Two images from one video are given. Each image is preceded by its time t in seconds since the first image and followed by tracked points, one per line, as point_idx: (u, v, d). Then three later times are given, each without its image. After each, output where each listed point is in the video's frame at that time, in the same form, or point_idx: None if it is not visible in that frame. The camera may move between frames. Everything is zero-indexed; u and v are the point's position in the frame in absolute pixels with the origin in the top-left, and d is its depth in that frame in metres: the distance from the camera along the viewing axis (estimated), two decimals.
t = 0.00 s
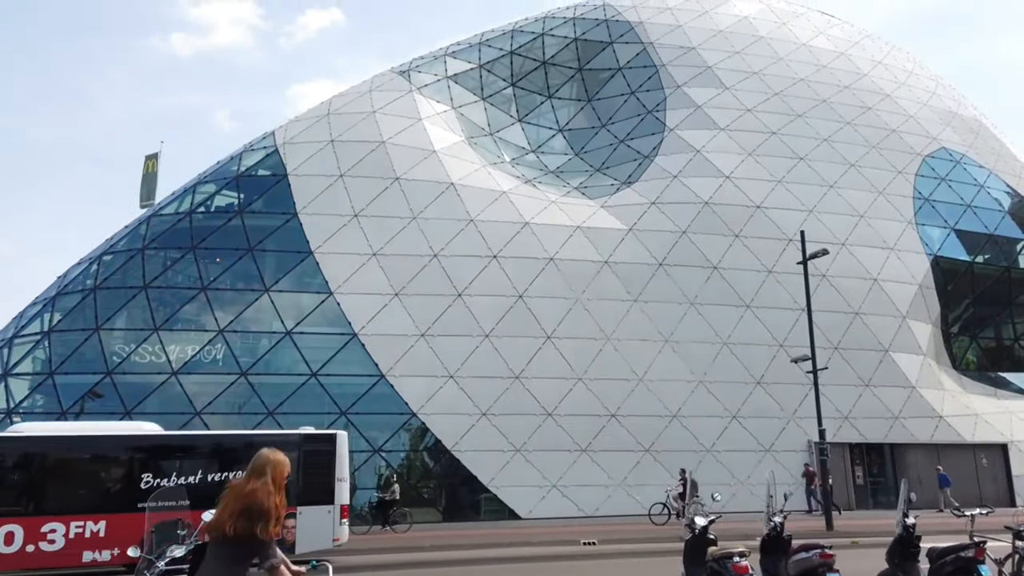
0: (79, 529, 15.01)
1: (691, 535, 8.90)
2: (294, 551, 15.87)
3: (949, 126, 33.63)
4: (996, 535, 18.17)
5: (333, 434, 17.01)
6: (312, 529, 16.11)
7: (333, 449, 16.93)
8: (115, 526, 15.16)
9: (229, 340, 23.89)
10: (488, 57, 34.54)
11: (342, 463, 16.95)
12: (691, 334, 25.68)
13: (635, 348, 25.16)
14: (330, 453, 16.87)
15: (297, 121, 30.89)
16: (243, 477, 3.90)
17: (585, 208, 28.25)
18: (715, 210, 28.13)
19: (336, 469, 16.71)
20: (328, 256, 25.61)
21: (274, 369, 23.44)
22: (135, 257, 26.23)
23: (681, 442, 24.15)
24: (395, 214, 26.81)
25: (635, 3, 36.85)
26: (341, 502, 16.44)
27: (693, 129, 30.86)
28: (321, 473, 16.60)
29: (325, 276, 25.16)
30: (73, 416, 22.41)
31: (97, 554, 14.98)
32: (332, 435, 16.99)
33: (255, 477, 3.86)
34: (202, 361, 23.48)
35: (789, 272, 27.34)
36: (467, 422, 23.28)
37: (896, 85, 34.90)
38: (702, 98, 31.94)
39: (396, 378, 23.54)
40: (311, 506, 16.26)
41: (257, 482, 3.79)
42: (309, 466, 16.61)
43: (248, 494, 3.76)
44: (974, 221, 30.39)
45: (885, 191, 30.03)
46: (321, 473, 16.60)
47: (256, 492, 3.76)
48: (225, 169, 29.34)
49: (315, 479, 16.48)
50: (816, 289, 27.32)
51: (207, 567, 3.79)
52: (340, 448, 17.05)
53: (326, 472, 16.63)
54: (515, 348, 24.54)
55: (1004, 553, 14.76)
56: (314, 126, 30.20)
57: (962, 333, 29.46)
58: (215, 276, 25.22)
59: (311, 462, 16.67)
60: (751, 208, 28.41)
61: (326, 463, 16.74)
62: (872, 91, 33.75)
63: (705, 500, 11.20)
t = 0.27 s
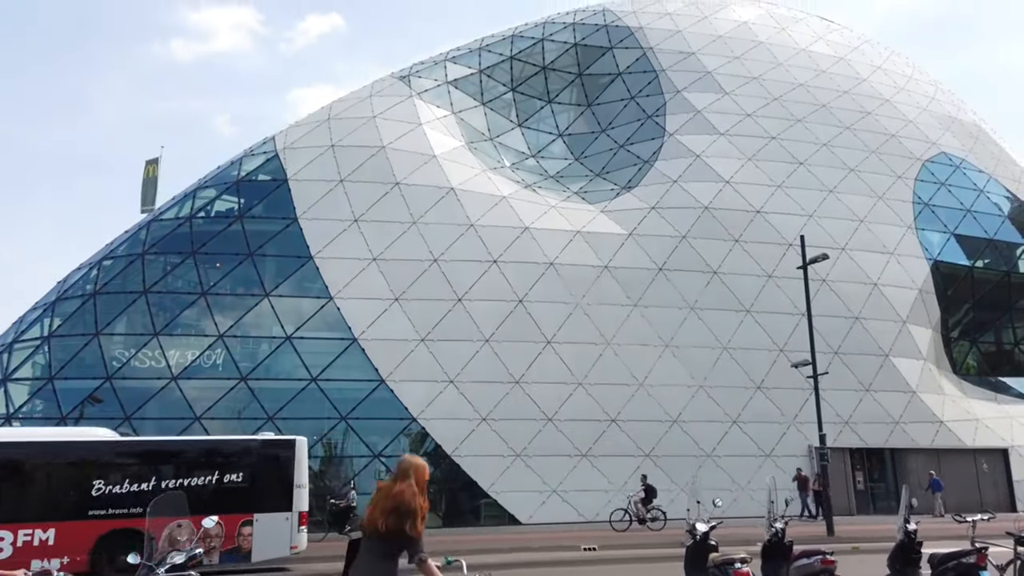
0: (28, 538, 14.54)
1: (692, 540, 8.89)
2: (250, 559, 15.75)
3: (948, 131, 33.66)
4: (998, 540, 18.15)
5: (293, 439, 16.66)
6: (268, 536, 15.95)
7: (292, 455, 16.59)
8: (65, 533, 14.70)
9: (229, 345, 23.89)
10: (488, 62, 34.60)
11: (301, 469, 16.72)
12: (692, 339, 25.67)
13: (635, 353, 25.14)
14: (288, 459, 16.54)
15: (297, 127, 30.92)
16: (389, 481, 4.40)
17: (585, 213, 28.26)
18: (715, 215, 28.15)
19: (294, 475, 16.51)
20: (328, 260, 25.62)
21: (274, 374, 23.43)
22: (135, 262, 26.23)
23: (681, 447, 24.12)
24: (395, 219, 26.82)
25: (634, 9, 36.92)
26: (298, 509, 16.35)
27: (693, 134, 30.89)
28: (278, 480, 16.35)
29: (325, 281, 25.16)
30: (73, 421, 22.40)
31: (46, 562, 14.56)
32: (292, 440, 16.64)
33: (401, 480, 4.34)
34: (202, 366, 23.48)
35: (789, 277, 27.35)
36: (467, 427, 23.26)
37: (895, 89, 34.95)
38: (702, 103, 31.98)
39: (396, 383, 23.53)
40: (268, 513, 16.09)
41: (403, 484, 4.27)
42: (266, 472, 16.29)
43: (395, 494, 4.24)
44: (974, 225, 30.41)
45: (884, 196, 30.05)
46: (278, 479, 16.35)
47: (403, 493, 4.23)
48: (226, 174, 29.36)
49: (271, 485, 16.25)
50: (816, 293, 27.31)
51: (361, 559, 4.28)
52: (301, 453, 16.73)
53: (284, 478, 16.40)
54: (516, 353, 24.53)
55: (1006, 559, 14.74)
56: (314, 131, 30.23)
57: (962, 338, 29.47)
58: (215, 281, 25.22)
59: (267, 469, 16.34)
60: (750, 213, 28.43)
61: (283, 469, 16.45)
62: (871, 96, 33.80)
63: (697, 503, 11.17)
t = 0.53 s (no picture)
0: None
1: (694, 545, 8.84)
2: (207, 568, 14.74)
3: (948, 136, 33.69)
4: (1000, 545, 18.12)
5: (256, 444, 15.85)
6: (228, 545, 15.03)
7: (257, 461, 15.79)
8: (18, 540, 14.38)
9: (229, 350, 23.87)
10: (487, 67, 34.65)
11: (266, 474, 15.81)
12: (692, 343, 25.67)
13: (636, 358, 25.14)
14: (251, 465, 15.73)
15: (297, 131, 30.95)
16: (511, 482, 5.23)
17: (585, 217, 28.26)
18: (715, 220, 28.16)
19: (258, 481, 15.66)
20: (329, 265, 25.61)
21: (274, 379, 23.42)
22: (135, 267, 26.22)
23: (682, 452, 24.10)
24: (396, 224, 26.82)
25: (634, 14, 36.99)
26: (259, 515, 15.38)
27: (693, 139, 30.90)
28: (240, 486, 15.55)
29: (326, 286, 25.15)
30: (73, 426, 22.38)
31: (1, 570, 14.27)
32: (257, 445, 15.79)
33: (522, 482, 5.17)
34: (201, 371, 23.45)
35: (790, 281, 27.34)
36: (467, 432, 23.24)
37: (894, 94, 34.99)
38: (702, 108, 32.01)
39: (397, 388, 23.52)
40: (231, 519, 15.27)
41: (525, 485, 5.11)
42: (230, 477, 15.55)
43: (520, 494, 5.08)
44: (974, 230, 30.41)
45: (884, 201, 30.06)
46: (241, 486, 15.57)
47: (527, 492, 5.07)
48: (226, 179, 29.37)
49: (236, 489, 15.49)
50: (816, 298, 27.29)
51: (495, 548, 5.14)
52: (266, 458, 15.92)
53: (248, 485, 15.60)
54: (516, 358, 24.52)
55: (1009, 564, 14.69)
56: (314, 136, 30.26)
57: (963, 342, 29.48)
58: (215, 286, 25.21)
59: (231, 475, 15.59)
60: (751, 218, 28.44)
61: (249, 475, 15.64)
62: (871, 101, 33.84)
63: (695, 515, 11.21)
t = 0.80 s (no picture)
0: None
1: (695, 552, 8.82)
2: None
3: (948, 142, 33.73)
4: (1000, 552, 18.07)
5: (224, 452, 15.97)
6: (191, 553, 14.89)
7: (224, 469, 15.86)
8: None
9: (229, 356, 23.86)
10: (488, 73, 34.72)
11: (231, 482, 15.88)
12: (692, 349, 25.65)
13: (636, 363, 25.12)
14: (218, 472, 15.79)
15: (298, 138, 30.99)
16: (618, 487, 5.36)
17: (585, 223, 28.28)
18: (715, 226, 28.18)
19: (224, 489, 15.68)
20: (329, 271, 25.61)
21: (274, 385, 23.40)
22: (135, 273, 26.22)
23: (683, 458, 24.06)
24: (396, 229, 26.83)
25: (634, 21, 37.08)
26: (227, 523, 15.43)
27: (693, 145, 30.94)
28: (207, 493, 15.55)
29: (326, 292, 25.15)
30: (73, 432, 22.36)
31: None
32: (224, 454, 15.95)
33: (629, 488, 5.30)
34: (201, 377, 23.44)
35: (790, 287, 27.34)
36: (467, 438, 23.20)
37: (894, 101, 35.05)
38: (702, 114, 32.05)
39: (397, 394, 23.49)
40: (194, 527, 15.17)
41: (633, 491, 5.24)
42: (196, 485, 15.54)
43: (629, 499, 5.22)
44: (974, 236, 30.42)
45: (884, 207, 30.08)
46: (207, 492, 15.55)
47: (636, 497, 5.21)
48: (226, 185, 29.39)
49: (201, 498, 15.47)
50: (816, 304, 27.28)
51: (608, 551, 5.28)
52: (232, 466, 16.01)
53: (214, 491, 15.62)
54: (516, 364, 24.50)
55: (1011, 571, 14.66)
56: (315, 142, 30.31)
57: (963, 349, 29.46)
58: (215, 292, 25.21)
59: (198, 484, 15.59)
60: (751, 224, 28.45)
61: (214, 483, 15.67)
62: (870, 108, 33.89)
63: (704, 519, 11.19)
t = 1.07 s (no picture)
0: None
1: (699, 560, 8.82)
2: None
3: (947, 149, 33.78)
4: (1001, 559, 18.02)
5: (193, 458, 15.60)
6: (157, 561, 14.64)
7: (193, 476, 15.43)
8: None
9: (229, 363, 23.85)
10: (488, 80, 34.79)
11: (202, 488, 15.46)
12: (693, 355, 25.65)
13: (637, 370, 25.10)
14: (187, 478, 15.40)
15: (299, 144, 31.04)
16: (719, 493, 5.56)
17: (585, 229, 28.30)
18: (715, 232, 28.20)
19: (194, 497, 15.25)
20: (329, 277, 25.62)
21: (274, 392, 23.38)
22: (136, 279, 26.22)
23: (683, 464, 24.03)
24: (396, 235, 26.85)
25: (633, 27, 37.16)
26: (196, 532, 15.05)
27: (693, 151, 30.98)
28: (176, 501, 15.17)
29: (327, 298, 25.14)
30: (73, 438, 22.35)
31: None
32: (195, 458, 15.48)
33: (730, 492, 5.49)
34: (201, 384, 23.42)
35: (790, 293, 27.35)
36: (468, 444, 23.17)
37: (893, 107, 35.12)
38: (701, 120, 32.10)
39: (397, 400, 23.47)
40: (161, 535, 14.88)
41: (734, 495, 5.42)
42: (163, 492, 15.16)
43: (730, 503, 5.41)
44: (974, 242, 30.45)
45: (884, 213, 30.11)
46: (175, 500, 15.17)
47: (737, 501, 5.39)
48: (227, 191, 29.41)
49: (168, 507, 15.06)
50: (817, 310, 27.27)
51: (712, 554, 5.47)
52: (202, 472, 15.58)
53: (182, 498, 15.22)
54: (517, 370, 24.48)
55: None
56: (315, 149, 30.34)
57: (963, 355, 29.46)
58: (215, 298, 25.21)
59: (167, 489, 15.21)
60: (751, 230, 28.47)
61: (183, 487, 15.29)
62: (870, 114, 33.95)
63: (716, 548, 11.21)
